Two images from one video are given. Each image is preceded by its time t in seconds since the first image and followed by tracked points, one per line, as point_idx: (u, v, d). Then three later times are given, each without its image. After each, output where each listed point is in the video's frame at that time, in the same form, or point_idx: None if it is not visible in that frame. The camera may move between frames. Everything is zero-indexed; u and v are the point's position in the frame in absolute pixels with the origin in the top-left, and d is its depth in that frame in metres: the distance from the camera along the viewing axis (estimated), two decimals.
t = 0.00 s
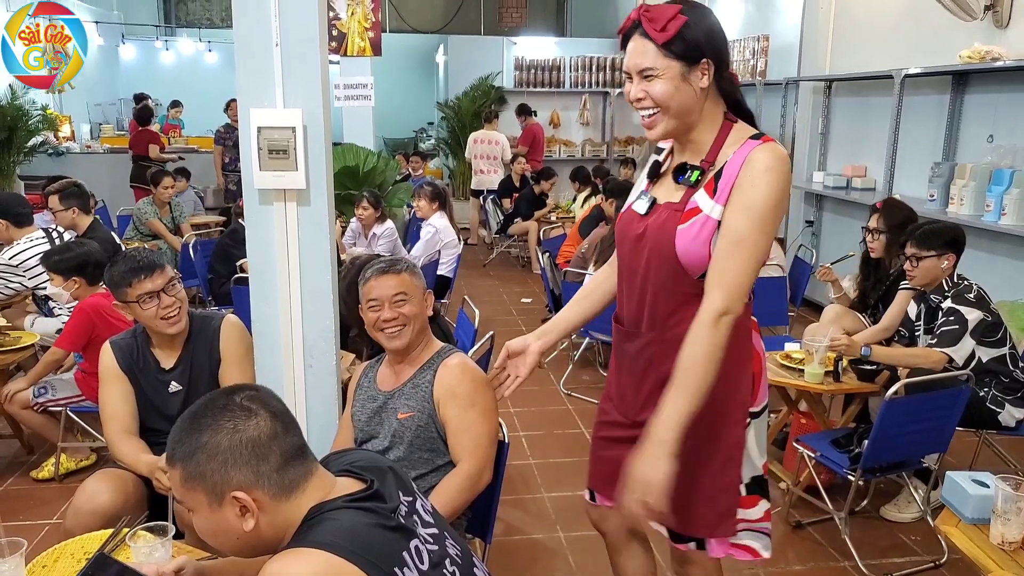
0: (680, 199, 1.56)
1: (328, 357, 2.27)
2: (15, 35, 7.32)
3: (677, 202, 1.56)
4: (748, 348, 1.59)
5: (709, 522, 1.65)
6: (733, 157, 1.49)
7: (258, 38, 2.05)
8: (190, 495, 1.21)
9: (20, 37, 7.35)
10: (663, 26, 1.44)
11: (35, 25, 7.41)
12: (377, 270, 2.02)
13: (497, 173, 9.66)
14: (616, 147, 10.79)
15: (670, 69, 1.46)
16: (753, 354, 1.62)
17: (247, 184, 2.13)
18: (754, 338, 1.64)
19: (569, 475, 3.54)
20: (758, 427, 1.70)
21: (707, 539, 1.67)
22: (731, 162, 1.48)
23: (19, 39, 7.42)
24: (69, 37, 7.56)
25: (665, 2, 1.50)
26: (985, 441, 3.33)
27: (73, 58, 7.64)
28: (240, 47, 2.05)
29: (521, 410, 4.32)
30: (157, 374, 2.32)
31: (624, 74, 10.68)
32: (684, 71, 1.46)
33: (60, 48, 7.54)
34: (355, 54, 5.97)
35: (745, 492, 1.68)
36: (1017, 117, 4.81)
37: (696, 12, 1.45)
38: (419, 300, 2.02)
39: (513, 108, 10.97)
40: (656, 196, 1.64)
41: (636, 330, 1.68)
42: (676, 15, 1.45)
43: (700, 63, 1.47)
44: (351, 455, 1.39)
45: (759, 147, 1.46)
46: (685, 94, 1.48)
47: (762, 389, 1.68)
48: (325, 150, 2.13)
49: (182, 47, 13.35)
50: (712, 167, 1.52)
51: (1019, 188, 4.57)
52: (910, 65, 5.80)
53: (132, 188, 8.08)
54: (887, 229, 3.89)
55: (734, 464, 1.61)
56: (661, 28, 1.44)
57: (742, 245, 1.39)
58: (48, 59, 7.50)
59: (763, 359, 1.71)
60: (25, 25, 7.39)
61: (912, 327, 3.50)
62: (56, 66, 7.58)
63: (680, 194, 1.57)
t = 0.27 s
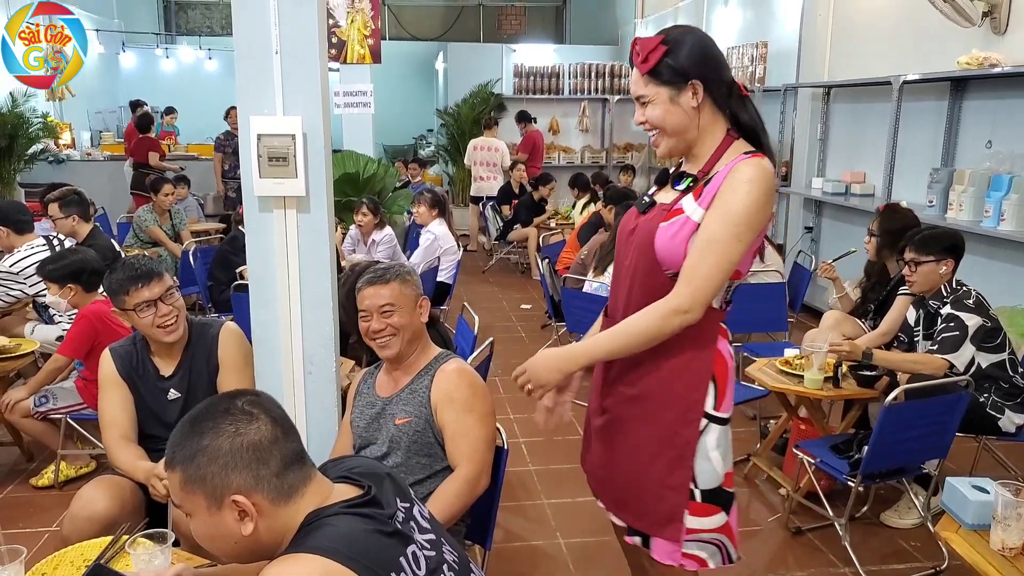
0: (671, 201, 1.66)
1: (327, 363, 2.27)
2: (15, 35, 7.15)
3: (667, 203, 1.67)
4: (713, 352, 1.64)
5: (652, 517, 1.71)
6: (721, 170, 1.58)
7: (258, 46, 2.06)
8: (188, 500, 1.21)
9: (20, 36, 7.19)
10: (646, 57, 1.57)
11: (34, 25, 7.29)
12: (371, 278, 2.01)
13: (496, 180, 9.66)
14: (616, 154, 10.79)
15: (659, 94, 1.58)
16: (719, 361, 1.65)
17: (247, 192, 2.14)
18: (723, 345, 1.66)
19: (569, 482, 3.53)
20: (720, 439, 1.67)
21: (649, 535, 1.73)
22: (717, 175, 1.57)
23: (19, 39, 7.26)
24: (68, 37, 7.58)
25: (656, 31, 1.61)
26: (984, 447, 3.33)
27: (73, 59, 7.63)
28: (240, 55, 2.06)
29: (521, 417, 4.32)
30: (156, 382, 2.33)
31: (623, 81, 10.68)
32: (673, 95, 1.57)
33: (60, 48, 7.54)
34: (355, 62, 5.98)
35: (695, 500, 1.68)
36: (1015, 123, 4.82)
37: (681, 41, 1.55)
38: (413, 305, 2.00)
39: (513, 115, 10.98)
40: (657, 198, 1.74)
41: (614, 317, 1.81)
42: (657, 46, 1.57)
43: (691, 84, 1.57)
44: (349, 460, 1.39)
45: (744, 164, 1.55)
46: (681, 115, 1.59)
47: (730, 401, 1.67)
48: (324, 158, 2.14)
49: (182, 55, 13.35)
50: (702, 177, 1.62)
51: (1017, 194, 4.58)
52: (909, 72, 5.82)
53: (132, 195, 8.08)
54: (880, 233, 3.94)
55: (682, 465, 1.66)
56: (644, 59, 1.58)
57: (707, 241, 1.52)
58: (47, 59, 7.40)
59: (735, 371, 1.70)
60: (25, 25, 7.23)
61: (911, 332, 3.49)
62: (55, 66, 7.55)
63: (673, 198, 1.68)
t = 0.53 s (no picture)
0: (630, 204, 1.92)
1: (326, 371, 2.26)
2: (16, 36, 7.72)
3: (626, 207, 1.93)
4: (665, 345, 1.86)
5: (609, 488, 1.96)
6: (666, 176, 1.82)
7: (256, 55, 2.06)
8: (184, 508, 1.21)
9: (20, 37, 7.80)
10: (608, 70, 1.83)
11: (34, 26, 7.86)
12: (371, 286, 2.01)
13: (495, 187, 9.68)
14: (615, 160, 10.81)
15: (618, 106, 1.85)
16: (671, 352, 1.86)
17: (246, 200, 2.14)
18: (676, 338, 1.87)
19: (570, 489, 3.53)
20: (672, 424, 1.89)
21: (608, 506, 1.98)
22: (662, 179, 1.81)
23: (19, 39, 7.84)
24: (67, 38, 8.10)
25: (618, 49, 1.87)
26: (986, 453, 3.32)
27: (72, 57, 8.15)
28: (238, 63, 2.06)
29: (522, 424, 4.32)
30: (154, 390, 2.33)
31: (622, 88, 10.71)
32: (630, 106, 1.83)
33: (59, 47, 8.05)
34: (355, 70, 6.01)
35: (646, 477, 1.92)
36: (1013, 129, 4.83)
37: (639, 59, 1.80)
38: (409, 313, 2.00)
39: (512, 123, 11.02)
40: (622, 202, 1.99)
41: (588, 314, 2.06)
42: (618, 60, 1.82)
43: (645, 98, 1.82)
44: (345, 468, 1.39)
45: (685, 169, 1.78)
46: (639, 124, 1.85)
47: (681, 391, 1.89)
48: (323, 165, 2.15)
49: (183, 64, 13.41)
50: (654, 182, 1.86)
51: (1017, 200, 4.58)
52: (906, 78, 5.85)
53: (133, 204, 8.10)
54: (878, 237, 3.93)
55: (633, 443, 1.90)
56: (607, 72, 1.83)
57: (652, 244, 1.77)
58: (47, 59, 7.97)
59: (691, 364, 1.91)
60: (25, 26, 7.79)
61: (911, 338, 3.51)
62: (55, 66, 8.06)
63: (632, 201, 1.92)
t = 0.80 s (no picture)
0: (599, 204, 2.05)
1: (326, 376, 2.27)
2: (14, 35, 6.98)
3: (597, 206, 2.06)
4: (624, 336, 1.99)
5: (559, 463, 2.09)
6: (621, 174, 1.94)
7: (260, 61, 2.08)
8: (182, 508, 1.21)
9: (20, 37, 7.02)
10: (573, 80, 1.98)
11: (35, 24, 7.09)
12: (378, 292, 2.02)
13: (500, 196, 9.68)
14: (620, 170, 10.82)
15: (584, 113, 2.00)
16: (630, 344, 1.98)
17: (249, 205, 2.16)
18: (638, 332, 1.99)
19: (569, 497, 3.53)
20: (624, 411, 2.02)
21: (553, 474, 2.12)
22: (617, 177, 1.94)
23: (19, 39, 7.05)
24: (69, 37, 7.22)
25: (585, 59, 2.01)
26: (986, 467, 3.31)
27: (74, 58, 7.26)
28: (243, 70, 2.08)
29: (523, 432, 4.31)
30: (155, 394, 2.34)
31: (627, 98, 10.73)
32: (594, 113, 1.98)
33: (62, 48, 7.14)
34: (361, 78, 6.04)
35: (592, 452, 2.07)
36: (1017, 143, 4.84)
37: (604, 70, 1.95)
38: (415, 322, 2.00)
39: (517, 132, 11.04)
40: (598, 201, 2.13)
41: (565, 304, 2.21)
42: (581, 70, 1.97)
43: (608, 105, 1.97)
44: (342, 472, 1.39)
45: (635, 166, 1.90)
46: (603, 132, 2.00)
47: (638, 382, 2.00)
48: (325, 172, 2.16)
49: (191, 70, 13.44)
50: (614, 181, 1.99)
51: (1020, 214, 4.58)
52: (910, 91, 5.86)
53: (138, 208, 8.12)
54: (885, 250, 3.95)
55: (584, 422, 2.05)
56: (571, 82, 1.99)
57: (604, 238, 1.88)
58: (49, 59, 7.15)
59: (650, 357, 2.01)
60: (25, 25, 7.02)
61: (913, 351, 3.48)
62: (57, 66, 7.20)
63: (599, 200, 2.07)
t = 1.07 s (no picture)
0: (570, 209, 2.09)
1: (340, 375, 2.29)
2: (14, 35, 6.86)
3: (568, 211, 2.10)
4: (591, 335, 2.02)
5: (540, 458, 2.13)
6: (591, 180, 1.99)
7: (277, 63, 2.10)
8: (197, 498, 1.23)
9: (20, 36, 6.91)
10: (545, 85, 1.99)
11: (36, 24, 6.94)
12: (397, 293, 2.01)
13: (514, 199, 9.69)
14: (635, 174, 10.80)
15: (556, 117, 2.00)
16: (595, 341, 2.01)
17: (265, 205, 2.18)
18: (603, 330, 2.02)
19: (580, 499, 3.53)
20: (593, 405, 2.04)
21: (538, 470, 2.15)
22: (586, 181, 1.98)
23: (20, 39, 6.93)
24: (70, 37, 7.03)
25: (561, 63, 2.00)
26: (1003, 476, 3.28)
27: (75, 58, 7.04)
28: (260, 71, 2.11)
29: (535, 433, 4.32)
30: (172, 391, 2.37)
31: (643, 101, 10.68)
32: (567, 118, 1.98)
33: (62, 48, 6.97)
34: (377, 80, 6.07)
35: (570, 445, 2.10)
36: None
37: (577, 74, 1.95)
38: (434, 326, 1.99)
39: (533, 135, 11.06)
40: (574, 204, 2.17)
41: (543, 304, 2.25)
42: (556, 75, 1.96)
43: (580, 111, 1.97)
44: (353, 468, 1.40)
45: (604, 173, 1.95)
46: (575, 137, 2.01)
47: (604, 377, 2.01)
48: (340, 173, 2.18)
49: (210, 72, 13.57)
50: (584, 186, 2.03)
51: None
52: (930, 96, 5.81)
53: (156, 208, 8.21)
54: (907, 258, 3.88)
55: (557, 418, 2.08)
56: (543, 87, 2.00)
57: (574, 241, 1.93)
58: (49, 59, 6.97)
59: (616, 353, 2.02)
60: (25, 24, 6.91)
61: (929, 359, 3.40)
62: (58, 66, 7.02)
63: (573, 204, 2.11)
